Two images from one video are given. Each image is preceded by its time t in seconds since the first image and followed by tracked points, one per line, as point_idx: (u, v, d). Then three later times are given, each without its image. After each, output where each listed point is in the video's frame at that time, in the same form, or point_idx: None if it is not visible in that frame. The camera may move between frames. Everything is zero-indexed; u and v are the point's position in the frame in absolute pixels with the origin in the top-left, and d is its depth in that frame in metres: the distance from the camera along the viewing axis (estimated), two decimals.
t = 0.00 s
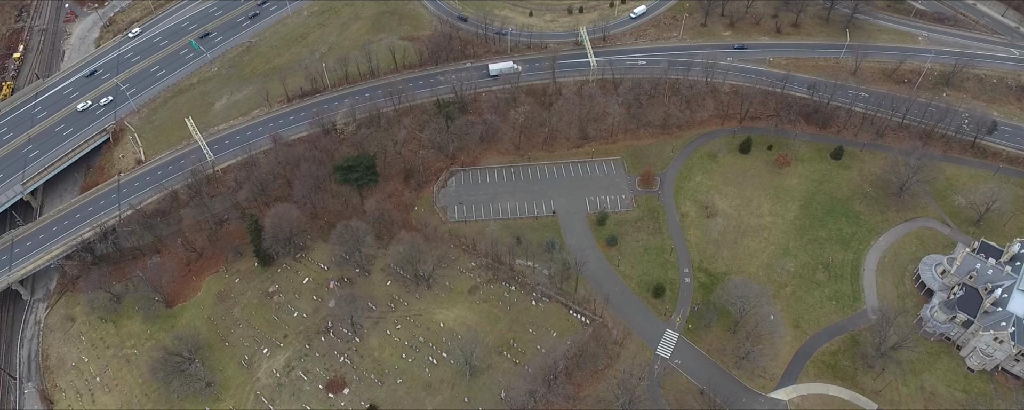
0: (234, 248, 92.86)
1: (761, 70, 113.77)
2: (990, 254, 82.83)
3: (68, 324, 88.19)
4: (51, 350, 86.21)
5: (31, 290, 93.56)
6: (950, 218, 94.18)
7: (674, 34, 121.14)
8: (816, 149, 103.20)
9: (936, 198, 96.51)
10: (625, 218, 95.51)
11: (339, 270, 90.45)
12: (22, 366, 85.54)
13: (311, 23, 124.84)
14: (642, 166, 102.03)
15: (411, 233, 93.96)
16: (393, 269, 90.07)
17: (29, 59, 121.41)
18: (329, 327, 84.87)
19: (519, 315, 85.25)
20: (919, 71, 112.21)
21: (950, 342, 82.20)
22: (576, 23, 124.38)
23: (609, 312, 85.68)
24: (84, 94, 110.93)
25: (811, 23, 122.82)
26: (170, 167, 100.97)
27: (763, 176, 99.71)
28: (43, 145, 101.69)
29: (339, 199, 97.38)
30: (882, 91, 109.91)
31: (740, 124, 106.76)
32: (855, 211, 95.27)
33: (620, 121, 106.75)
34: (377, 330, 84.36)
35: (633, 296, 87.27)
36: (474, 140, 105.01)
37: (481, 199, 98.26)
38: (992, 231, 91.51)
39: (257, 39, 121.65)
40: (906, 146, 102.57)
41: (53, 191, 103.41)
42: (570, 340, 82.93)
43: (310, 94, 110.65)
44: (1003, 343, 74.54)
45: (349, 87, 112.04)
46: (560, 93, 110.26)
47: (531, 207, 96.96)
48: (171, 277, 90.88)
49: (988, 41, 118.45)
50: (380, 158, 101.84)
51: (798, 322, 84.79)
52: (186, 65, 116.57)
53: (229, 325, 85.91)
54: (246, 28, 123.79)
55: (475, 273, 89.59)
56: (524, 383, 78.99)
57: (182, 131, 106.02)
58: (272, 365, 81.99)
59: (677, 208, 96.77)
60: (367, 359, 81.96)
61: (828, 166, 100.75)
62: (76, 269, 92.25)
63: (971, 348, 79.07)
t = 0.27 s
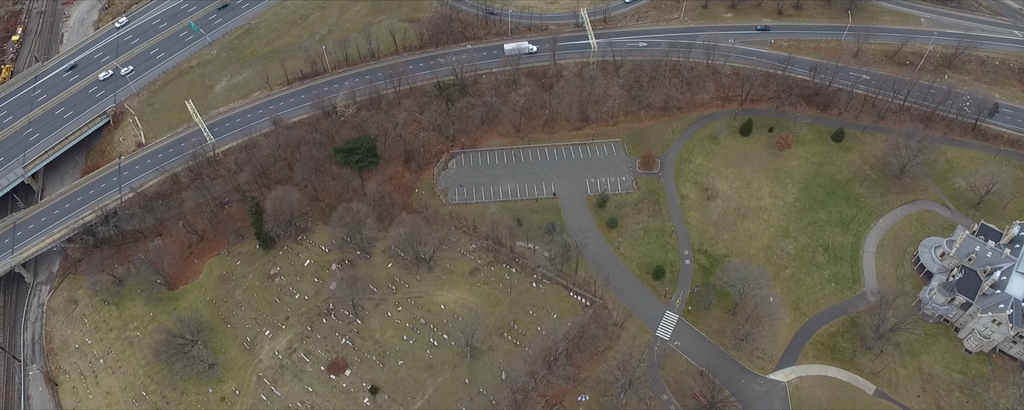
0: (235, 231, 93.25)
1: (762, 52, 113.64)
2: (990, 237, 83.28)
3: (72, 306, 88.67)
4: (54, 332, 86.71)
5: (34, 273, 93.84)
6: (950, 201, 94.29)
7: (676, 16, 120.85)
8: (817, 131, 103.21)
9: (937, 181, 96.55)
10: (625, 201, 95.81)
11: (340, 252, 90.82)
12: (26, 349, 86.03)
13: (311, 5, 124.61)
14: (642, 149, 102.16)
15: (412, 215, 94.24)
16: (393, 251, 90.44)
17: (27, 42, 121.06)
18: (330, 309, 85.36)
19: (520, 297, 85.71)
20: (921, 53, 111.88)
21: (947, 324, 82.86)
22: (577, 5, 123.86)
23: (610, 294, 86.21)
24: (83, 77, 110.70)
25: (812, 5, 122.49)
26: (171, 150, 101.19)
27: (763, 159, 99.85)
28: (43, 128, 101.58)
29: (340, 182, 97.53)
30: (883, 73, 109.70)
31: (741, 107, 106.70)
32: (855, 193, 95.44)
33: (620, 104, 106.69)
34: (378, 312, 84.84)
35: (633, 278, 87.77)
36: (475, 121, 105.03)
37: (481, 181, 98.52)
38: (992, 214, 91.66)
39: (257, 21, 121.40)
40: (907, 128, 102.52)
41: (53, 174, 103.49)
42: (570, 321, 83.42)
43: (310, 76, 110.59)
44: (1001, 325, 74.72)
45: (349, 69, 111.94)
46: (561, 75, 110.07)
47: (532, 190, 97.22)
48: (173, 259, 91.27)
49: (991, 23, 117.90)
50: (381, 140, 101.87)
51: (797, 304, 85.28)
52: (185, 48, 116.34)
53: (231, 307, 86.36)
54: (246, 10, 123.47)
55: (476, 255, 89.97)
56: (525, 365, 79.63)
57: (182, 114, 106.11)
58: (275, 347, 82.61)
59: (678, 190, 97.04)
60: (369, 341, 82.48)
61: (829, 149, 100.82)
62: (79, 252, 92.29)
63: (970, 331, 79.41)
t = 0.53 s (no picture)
0: (236, 214, 93.53)
1: (763, 34, 113.42)
2: (989, 220, 83.51)
3: (75, 289, 89.10)
4: (58, 315, 87.25)
5: (36, 255, 93.88)
6: (951, 183, 94.33)
7: None
8: (818, 114, 103.15)
9: (937, 163, 96.52)
10: (625, 183, 96.05)
11: (342, 234, 91.11)
12: (30, 330, 86.54)
13: None
14: (643, 131, 102.26)
15: (413, 198, 94.52)
16: (394, 234, 90.81)
17: (26, 25, 120.71)
18: (332, 291, 85.82)
19: (520, 279, 86.22)
20: (923, 36, 111.47)
21: (946, 307, 83.36)
22: None
23: (610, 276, 86.73)
24: (83, 59, 110.39)
25: None
26: (171, 132, 101.33)
27: (764, 141, 99.94)
28: (43, 111, 101.41)
29: (341, 164, 97.66)
30: (885, 55, 109.43)
31: (742, 89, 106.55)
32: (855, 176, 95.54)
33: (621, 86, 106.52)
34: (379, 294, 85.29)
35: (633, 260, 88.25)
36: (475, 104, 104.95)
37: (481, 163, 98.72)
38: (992, 197, 91.67)
39: (256, 4, 121.12)
40: (908, 111, 102.42)
41: (54, 157, 103.53)
42: (571, 303, 84.03)
43: (310, 59, 110.48)
44: (999, 307, 74.98)
45: (349, 51, 111.78)
46: (562, 57, 109.86)
47: (532, 172, 97.42)
48: (174, 242, 91.51)
49: (994, 5, 117.23)
50: (381, 122, 101.86)
51: (796, 286, 85.76)
52: (185, 30, 116.07)
53: (233, 289, 86.77)
54: None
55: (476, 238, 90.36)
56: (526, 346, 80.38)
57: (183, 97, 106.15)
58: (277, 328, 83.20)
59: (679, 172, 97.25)
60: (370, 323, 83.03)
61: (829, 131, 100.85)
62: (81, 235, 92.37)
63: (968, 313, 79.74)
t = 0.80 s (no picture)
0: (238, 196, 93.74)
1: (765, 16, 113.32)
2: (989, 203, 83.29)
3: (77, 271, 89.45)
4: (60, 297, 87.72)
5: (38, 238, 94.14)
6: (951, 166, 94.36)
7: None
8: (819, 96, 102.97)
9: (938, 146, 96.47)
10: (626, 165, 96.27)
11: (343, 216, 91.35)
12: (33, 312, 87.09)
13: None
14: (644, 113, 102.30)
15: (413, 180, 94.77)
16: (396, 216, 91.08)
17: (24, 7, 120.22)
18: (333, 273, 86.28)
19: (521, 261, 86.76)
20: (926, 17, 111.06)
21: (945, 289, 83.70)
22: None
23: (610, 258, 87.27)
24: (82, 42, 110.03)
25: None
26: (171, 115, 101.36)
27: (764, 123, 99.93)
28: (43, 94, 101.22)
29: (342, 146, 97.75)
30: (887, 37, 109.14)
31: (743, 71, 106.41)
32: (855, 158, 95.59)
33: (622, 67, 106.30)
34: (381, 276, 85.80)
35: (633, 242, 88.74)
36: (476, 86, 104.84)
37: (482, 145, 98.95)
38: (993, 179, 91.71)
39: None
40: (910, 93, 102.15)
41: (55, 140, 103.55)
42: (571, 285, 84.63)
43: (310, 41, 110.33)
44: (997, 289, 75.50)
45: (349, 33, 111.58)
46: (563, 39, 109.53)
47: (533, 154, 97.60)
48: (176, 224, 91.77)
49: None
50: (382, 104, 101.84)
51: (796, 268, 86.29)
52: (184, 13, 115.81)
53: (235, 271, 87.22)
54: None
55: (477, 220, 90.74)
56: (526, 328, 81.24)
57: (183, 79, 106.11)
58: (279, 310, 83.82)
59: (679, 154, 97.36)
60: (372, 304, 83.67)
61: (830, 113, 100.75)
62: (82, 218, 92.55)
63: (967, 295, 80.28)
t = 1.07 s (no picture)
0: (238, 179, 93.85)
1: None
2: (990, 185, 83.33)
3: (79, 254, 89.77)
4: (63, 279, 88.12)
5: (40, 221, 94.32)
6: (952, 148, 94.32)
7: None
8: (820, 78, 102.79)
9: (939, 128, 96.36)
10: (626, 147, 96.42)
11: (343, 199, 91.52)
12: (36, 295, 87.43)
13: None
14: (644, 95, 102.22)
15: (414, 162, 94.95)
16: (396, 198, 91.23)
17: None
18: (334, 255, 86.60)
19: (521, 243, 87.09)
20: None
21: (944, 271, 84.06)
22: None
23: (610, 240, 87.70)
24: (81, 24, 109.67)
25: None
26: (171, 98, 101.49)
27: (765, 105, 99.86)
28: (43, 76, 100.98)
29: (342, 128, 97.84)
30: (889, 19, 108.98)
31: (744, 52, 106.24)
32: (856, 140, 95.58)
33: (623, 49, 105.97)
34: (381, 258, 86.12)
35: (634, 223, 89.12)
36: (476, 68, 104.67)
37: (482, 127, 99.08)
38: (993, 162, 91.70)
39: None
40: (911, 75, 101.91)
41: (55, 122, 103.50)
42: (571, 267, 85.05)
43: (310, 22, 110.02)
44: (996, 272, 75.74)
45: (349, 15, 111.51)
46: (564, 20, 109.07)
47: (534, 136, 97.76)
48: (178, 207, 91.86)
49: None
50: (382, 86, 101.70)
51: (796, 250, 86.65)
52: None
53: (236, 253, 87.54)
54: None
55: (478, 202, 90.93)
56: (527, 310, 81.78)
57: (182, 62, 106.09)
58: (280, 292, 84.30)
59: (680, 136, 97.43)
60: (373, 286, 84.09)
61: (831, 95, 100.56)
62: (83, 201, 92.47)
63: (966, 277, 80.75)
